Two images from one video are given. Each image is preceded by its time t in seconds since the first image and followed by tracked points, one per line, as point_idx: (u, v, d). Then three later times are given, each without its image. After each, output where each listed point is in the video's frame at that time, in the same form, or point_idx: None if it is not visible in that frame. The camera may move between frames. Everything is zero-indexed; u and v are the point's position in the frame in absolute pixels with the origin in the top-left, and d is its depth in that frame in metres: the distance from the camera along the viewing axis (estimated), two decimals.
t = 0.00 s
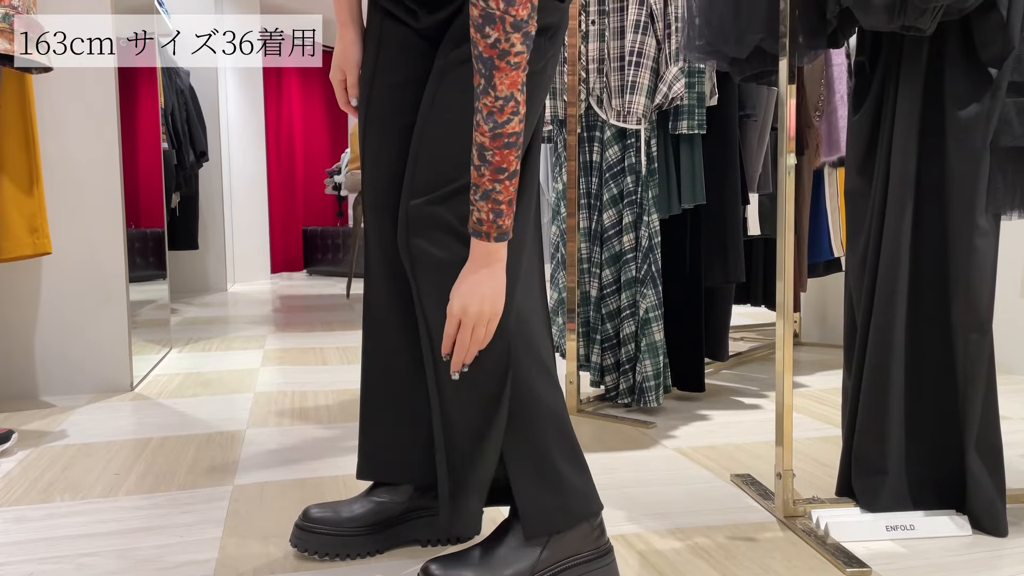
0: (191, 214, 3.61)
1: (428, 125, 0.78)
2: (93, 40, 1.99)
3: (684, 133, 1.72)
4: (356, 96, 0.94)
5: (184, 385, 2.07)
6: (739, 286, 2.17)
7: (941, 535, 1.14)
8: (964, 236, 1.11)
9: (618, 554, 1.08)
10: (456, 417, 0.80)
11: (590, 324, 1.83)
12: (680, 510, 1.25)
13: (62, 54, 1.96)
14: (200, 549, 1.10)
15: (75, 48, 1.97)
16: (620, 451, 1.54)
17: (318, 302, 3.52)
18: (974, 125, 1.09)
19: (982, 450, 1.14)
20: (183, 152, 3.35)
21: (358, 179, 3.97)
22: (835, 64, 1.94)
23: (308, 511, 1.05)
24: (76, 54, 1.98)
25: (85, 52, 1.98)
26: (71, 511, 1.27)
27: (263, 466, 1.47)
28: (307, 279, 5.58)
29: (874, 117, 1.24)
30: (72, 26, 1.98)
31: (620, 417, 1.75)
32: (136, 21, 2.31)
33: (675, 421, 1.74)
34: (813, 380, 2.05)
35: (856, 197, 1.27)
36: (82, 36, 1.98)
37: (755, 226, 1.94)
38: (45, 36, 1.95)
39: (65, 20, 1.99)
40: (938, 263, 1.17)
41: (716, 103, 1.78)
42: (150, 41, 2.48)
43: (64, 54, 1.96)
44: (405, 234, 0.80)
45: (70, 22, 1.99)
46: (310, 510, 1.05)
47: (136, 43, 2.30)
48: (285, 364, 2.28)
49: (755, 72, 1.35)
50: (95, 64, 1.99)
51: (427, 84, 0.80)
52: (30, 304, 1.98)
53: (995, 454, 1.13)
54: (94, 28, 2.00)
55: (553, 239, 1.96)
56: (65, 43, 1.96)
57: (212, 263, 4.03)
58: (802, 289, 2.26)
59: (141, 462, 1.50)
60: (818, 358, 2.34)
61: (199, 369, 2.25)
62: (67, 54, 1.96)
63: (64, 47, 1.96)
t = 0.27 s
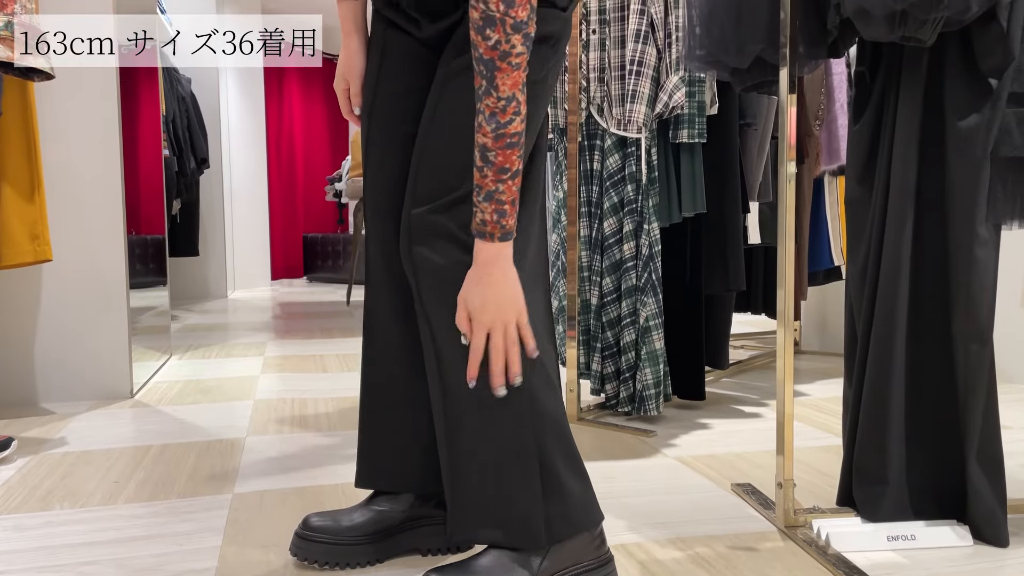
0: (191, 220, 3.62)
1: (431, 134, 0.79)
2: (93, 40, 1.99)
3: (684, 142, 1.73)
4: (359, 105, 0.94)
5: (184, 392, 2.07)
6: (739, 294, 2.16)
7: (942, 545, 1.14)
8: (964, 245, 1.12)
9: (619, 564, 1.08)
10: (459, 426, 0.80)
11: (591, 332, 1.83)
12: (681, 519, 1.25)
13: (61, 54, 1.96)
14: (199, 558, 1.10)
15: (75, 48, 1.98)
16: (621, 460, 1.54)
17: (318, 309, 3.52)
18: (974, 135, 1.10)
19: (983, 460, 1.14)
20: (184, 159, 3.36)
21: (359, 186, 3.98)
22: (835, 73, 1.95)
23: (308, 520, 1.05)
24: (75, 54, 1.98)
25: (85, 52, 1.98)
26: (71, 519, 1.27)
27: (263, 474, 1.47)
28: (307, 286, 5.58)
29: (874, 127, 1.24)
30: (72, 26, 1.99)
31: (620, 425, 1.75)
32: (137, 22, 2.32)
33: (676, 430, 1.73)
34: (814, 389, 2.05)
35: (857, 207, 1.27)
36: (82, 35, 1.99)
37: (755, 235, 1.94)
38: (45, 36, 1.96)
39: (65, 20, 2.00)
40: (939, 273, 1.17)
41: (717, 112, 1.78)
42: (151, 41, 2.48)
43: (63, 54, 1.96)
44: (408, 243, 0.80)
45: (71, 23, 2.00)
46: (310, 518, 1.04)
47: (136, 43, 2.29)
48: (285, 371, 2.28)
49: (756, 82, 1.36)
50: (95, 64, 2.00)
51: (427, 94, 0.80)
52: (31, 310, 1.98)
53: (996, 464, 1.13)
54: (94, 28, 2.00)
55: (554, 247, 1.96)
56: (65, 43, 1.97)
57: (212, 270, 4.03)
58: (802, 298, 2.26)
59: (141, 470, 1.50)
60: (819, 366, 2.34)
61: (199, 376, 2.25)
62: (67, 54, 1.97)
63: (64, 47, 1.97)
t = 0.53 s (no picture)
0: (191, 230, 3.62)
1: (442, 146, 0.81)
2: (93, 40, 2.00)
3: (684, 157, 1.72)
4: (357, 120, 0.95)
5: (184, 405, 2.06)
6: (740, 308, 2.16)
7: (945, 564, 1.13)
8: (966, 263, 1.12)
9: None
10: (470, 440, 0.81)
11: (591, 346, 1.83)
12: (683, 536, 1.24)
13: (62, 54, 1.97)
14: None
15: (75, 48, 1.98)
16: (622, 475, 1.53)
17: (318, 320, 3.51)
18: (975, 154, 1.10)
19: (987, 478, 1.13)
20: (183, 170, 3.36)
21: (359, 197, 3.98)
22: (836, 87, 1.96)
23: (308, 538, 1.04)
24: (75, 54, 1.99)
25: (85, 52, 1.99)
26: (70, 535, 1.26)
27: (263, 489, 1.46)
28: (307, 296, 5.58)
29: (875, 145, 1.25)
30: (72, 26, 1.99)
31: (621, 440, 1.74)
32: (138, 23, 2.32)
33: (677, 445, 1.73)
34: (815, 403, 2.05)
35: (858, 225, 1.28)
36: (82, 35, 1.99)
37: (756, 249, 1.94)
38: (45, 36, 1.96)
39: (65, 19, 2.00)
40: (941, 291, 1.17)
41: (717, 126, 1.78)
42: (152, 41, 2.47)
43: (64, 53, 1.97)
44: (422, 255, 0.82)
45: (70, 22, 1.99)
46: (311, 537, 1.04)
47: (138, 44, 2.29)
48: (284, 383, 2.28)
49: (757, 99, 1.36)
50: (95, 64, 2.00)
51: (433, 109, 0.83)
52: (31, 322, 1.98)
53: (999, 483, 1.12)
54: (94, 28, 2.00)
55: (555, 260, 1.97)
56: (65, 43, 1.97)
57: (212, 280, 4.03)
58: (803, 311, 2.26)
59: (141, 485, 1.49)
60: (819, 379, 2.34)
61: (198, 388, 2.24)
62: (67, 54, 1.97)
63: (64, 47, 1.97)
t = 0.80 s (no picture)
0: (191, 245, 3.63)
1: (428, 170, 0.81)
2: (93, 40, 2.00)
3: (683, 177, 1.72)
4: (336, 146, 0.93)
5: (182, 424, 2.05)
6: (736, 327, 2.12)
7: None
8: (964, 290, 1.11)
9: None
10: (461, 474, 0.80)
11: (590, 366, 1.82)
12: (682, 563, 1.23)
13: (61, 54, 1.97)
14: None
15: (75, 48, 1.99)
16: (620, 498, 1.52)
17: (317, 335, 3.51)
18: (973, 181, 1.09)
19: (987, 507, 1.12)
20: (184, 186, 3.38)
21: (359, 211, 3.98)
22: (834, 106, 1.98)
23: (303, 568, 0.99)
24: (75, 54, 1.99)
25: (85, 52, 1.99)
26: (64, 562, 1.25)
27: (259, 513, 1.45)
28: (306, 309, 5.58)
29: (873, 170, 1.24)
30: (72, 26, 1.99)
31: (619, 460, 1.74)
32: (138, 22, 2.31)
33: (676, 466, 1.72)
34: (815, 422, 2.04)
35: (857, 250, 1.27)
36: (82, 35, 1.99)
37: (754, 268, 1.94)
38: (45, 36, 1.97)
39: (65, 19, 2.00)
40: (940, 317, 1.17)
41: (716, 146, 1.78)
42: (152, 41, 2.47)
43: (63, 54, 1.97)
44: (410, 282, 0.82)
45: (70, 22, 2.00)
46: (303, 567, 0.98)
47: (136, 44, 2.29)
48: (282, 401, 2.27)
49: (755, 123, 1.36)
50: (95, 64, 2.00)
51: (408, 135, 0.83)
52: (29, 340, 1.98)
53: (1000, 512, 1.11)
54: (93, 28, 2.00)
55: (553, 280, 1.96)
56: (65, 43, 1.97)
57: (212, 294, 4.02)
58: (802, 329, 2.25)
59: (137, 508, 1.48)
60: (819, 397, 2.33)
61: (196, 407, 2.24)
62: (67, 54, 1.97)
63: (64, 47, 1.98)
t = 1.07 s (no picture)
0: (191, 263, 3.63)
1: (388, 212, 0.83)
2: (93, 40, 2.01)
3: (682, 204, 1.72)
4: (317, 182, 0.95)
5: (180, 450, 2.04)
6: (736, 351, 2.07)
7: None
8: (965, 326, 1.10)
9: None
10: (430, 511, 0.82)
11: (590, 393, 1.81)
12: None
13: (61, 54, 1.98)
14: None
15: (75, 49, 1.99)
16: (621, 530, 1.51)
17: (317, 354, 3.50)
18: (973, 218, 1.09)
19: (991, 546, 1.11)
20: (184, 207, 3.39)
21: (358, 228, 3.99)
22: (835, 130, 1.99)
23: None
24: (75, 54, 2.00)
25: (85, 52, 2.00)
26: None
27: (256, 547, 1.44)
28: (306, 326, 5.57)
29: (872, 203, 1.24)
30: (72, 26, 2.00)
31: (620, 489, 1.72)
32: (138, 22, 2.33)
33: (677, 495, 1.70)
34: (816, 448, 2.02)
35: (857, 282, 1.27)
36: (82, 36, 2.00)
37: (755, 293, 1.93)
38: (45, 36, 1.97)
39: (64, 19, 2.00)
40: (941, 352, 1.16)
41: (715, 172, 1.77)
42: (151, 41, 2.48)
43: (63, 53, 1.98)
44: (372, 322, 0.84)
45: (69, 22, 2.00)
46: None
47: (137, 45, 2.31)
48: (280, 425, 2.26)
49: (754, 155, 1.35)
50: (95, 64, 2.01)
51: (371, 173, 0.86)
52: (27, 365, 1.97)
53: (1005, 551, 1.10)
54: (93, 27, 2.01)
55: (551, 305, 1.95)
56: (65, 43, 1.98)
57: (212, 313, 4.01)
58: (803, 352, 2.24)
59: (133, 539, 1.47)
60: (820, 421, 2.32)
61: (194, 431, 2.23)
62: (67, 54, 1.98)
63: (64, 47, 1.98)
